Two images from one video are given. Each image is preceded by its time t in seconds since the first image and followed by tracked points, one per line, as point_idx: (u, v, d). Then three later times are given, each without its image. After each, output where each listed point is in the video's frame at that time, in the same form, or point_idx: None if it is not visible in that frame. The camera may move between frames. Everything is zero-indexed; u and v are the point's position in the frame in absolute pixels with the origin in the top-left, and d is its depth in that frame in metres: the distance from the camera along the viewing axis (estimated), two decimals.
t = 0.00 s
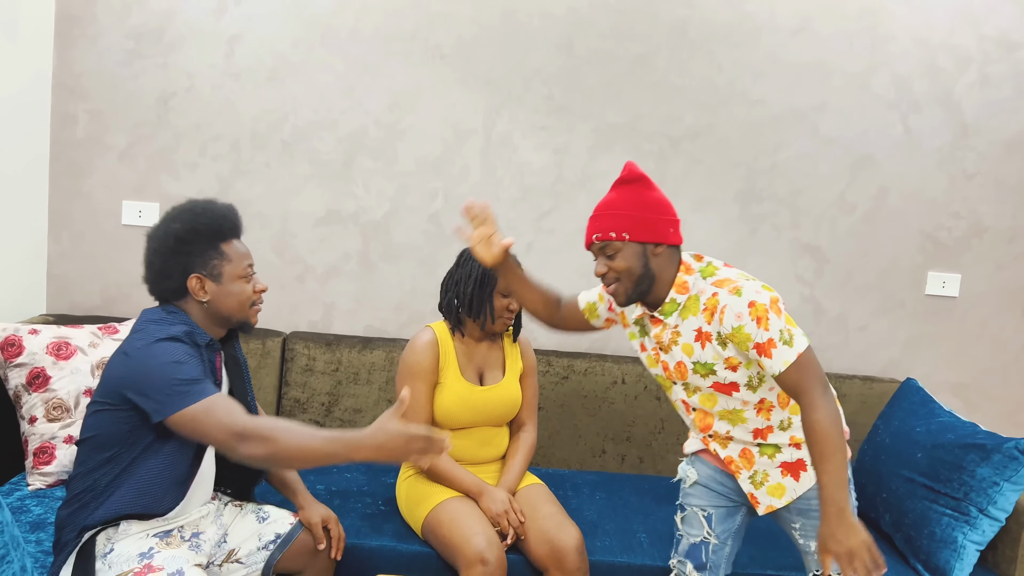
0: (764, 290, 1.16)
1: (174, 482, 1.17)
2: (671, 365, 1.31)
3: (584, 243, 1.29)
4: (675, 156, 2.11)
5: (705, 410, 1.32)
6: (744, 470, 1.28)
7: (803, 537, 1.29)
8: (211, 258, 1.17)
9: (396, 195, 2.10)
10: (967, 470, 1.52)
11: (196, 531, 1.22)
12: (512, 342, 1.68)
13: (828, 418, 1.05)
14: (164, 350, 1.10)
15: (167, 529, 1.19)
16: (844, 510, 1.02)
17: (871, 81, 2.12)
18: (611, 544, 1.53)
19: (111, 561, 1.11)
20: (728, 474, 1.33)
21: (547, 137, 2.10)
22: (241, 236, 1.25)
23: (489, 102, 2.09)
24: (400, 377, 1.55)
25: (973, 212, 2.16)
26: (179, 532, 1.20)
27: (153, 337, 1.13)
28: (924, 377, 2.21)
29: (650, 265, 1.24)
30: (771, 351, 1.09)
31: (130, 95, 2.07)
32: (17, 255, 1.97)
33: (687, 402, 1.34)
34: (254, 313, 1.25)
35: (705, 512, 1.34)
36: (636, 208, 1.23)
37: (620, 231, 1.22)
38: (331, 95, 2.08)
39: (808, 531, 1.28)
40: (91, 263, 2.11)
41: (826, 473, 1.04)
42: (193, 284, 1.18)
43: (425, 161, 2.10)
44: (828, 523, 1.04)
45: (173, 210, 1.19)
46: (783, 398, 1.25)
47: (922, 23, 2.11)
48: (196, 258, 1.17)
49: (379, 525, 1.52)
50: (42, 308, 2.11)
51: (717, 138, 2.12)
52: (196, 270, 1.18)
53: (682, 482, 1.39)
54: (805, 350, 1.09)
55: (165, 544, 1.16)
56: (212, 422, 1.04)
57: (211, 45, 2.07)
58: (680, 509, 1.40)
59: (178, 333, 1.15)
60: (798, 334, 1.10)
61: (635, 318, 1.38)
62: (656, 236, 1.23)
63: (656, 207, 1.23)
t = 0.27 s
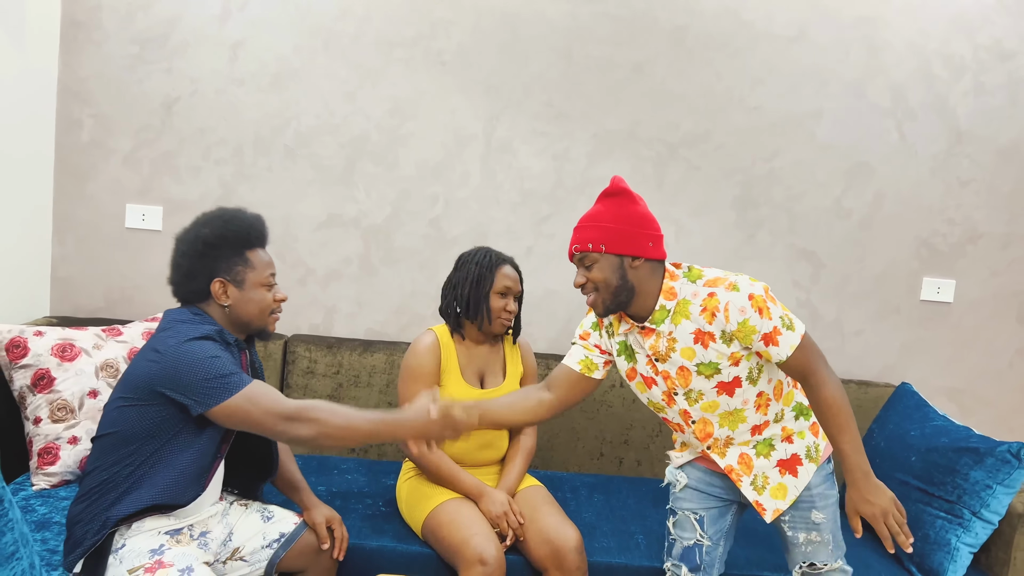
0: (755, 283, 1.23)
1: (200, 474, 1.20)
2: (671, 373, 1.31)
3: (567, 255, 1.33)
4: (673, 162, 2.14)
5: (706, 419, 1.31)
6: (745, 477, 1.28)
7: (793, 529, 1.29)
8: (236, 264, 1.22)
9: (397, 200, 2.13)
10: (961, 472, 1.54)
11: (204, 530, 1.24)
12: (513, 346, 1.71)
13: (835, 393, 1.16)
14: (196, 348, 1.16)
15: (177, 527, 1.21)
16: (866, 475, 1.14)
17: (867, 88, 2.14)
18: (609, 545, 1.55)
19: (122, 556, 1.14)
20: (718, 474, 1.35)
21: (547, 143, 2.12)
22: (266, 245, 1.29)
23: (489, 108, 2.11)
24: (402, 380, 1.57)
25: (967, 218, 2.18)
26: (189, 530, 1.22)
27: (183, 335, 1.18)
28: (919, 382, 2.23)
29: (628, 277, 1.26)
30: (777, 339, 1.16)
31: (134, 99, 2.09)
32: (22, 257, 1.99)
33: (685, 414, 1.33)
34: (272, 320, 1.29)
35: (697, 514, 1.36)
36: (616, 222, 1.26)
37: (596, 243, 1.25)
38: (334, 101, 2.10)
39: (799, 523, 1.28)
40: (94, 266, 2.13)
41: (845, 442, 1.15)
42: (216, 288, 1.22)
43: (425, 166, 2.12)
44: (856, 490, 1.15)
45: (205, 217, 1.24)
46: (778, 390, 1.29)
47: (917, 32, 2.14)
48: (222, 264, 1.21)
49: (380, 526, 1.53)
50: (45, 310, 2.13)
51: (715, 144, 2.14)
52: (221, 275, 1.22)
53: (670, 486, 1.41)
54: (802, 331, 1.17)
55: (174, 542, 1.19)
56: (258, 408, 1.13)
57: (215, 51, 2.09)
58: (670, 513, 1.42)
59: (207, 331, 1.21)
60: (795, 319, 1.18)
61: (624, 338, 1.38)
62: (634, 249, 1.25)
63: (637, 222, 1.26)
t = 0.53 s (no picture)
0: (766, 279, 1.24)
1: (200, 476, 1.21)
2: (676, 361, 1.30)
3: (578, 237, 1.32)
4: (671, 165, 2.16)
5: (706, 412, 1.31)
6: (739, 472, 1.29)
7: (783, 527, 1.29)
8: (239, 265, 1.23)
9: (397, 201, 2.14)
10: (955, 472, 1.55)
11: (204, 527, 1.25)
12: (512, 348, 1.73)
13: (831, 392, 1.19)
14: (201, 349, 1.17)
15: (178, 524, 1.22)
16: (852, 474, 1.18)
17: (863, 92, 2.16)
18: (606, 544, 1.56)
19: (123, 553, 1.15)
20: (712, 474, 1.35)
21: (546, 146, 2.14)
22: (271, 247, 1.31)
23: (489, 111, 2.13)
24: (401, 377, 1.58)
25: (962, 222, 2.20)
26: (189, 528, 1.23)
27: (189, 337, 1.19)
28: (915, 384, 2.24)
29: (639, 261, 1.26)
30: (784, 334, 1.18)
31: (136, 101, 2.11)
32: (24, 257, 2.00)
33: (685, 404, 1.33)
34: (276, 323, 1.31)
35: (692, 515, 1.35)
36: (628, 206, 1.26)
37: (609, 225, 1.25)
38: (334, 103, 2.12)
39: (790, 521, 1.29)
40: (96, 266, 2.14)
41: (833, 439, 1.19)
42: (219, 289, 1.24)
43: (425, 168, 2.14)
44: (836, 486, 1.20)
45: (211, 217, 1.26)
46: (776, 386, 1.30)
47: (912, 37, 2.16)
48: (225, 265, 1.23)
49: (379, 524, 1.55)
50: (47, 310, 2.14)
51: (713, 147, 2.16)
52: (224, 276, 1.23)
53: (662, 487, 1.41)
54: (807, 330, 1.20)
55: (175, 539, 1.20)
56: (263, 409, 1.15)
57: (217, 53, 2.11)
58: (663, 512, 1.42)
59: (213, 334, 1.22)
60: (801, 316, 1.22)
61: (628, 325, 1.38)
62: (646, 233, 1.25)
63: (650, 207, 1.26)
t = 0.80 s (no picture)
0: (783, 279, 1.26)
1: (204, 477, 1.23)
2: (688, 355, 1.34)
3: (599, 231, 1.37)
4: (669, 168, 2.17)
5: (714, 408, 1.35)
6: (741, 472, 1.31)
7: (779, 529, 1.31)
8: (238, 268, 1.24)
9: (397, 203, 2.15)
10: (950, 474, 1.56)
11: (205, 527, 1.26)
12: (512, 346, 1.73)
13: (830, 391, 1.20)
14: (210, 353, 1.19)
15: (179, 523, 1.23)
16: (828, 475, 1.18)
17: (860, 97, 2.18)
18: (603, 544, 1.57)
19: (124, 552, 1.16)
20: (717, 475, 1.37)
21: (545, 148, 2.15)
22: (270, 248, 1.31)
23: (488, 113, 2.14)
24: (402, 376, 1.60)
25: (958, 225, 2.22)
26: (190, 527, 1.24)
27: (195, 341, 1.21)
28: (911, 386, 2.26)
29: (654, 254, 1.29)
30: (797, 335, 1.20)
31: (137, 102, 2.12)
32: (25, 257, 2.01)
33: (693, 400, 1.36)
34: (276, 324, 1.31)
35: (695, 516, 1.37)
36: (644, 200, 1.28)
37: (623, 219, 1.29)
38: (335, 105, 2.13)
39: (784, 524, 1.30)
40: (97, 267, 2.15)
41: (823, 440, 1.18)
42: (217, 292, 1.25)
43: (425, 170, 2.15)
44: (815, 488, 1.20)
45: (208, 218, 1.26)
46: (784, 387, 1.33)
47: (909, 42, 2.18)
48: (224, 268, 1.24)
49: (378, 524, 1.55)
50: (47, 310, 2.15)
51: (710, 150, 2.17)
52: (222, 280, 1.25)
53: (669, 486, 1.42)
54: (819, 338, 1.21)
55: (176, 538, 1.21)
56: (281, 409, 1.19)
57: (218, 55, 2.12)
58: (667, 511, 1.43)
59: (219, 338, 1.24)
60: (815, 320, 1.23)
61: (642, 317, 1.41)
62: (661, 227, 1.28)
63: (665, 201, 1.28)
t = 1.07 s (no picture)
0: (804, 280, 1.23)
1: (209, 477, 1.24)
2: (708, 352, 1.31)
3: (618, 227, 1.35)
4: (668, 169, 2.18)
5: (734, 407, 1.31)
6: (758, 475, 1.29)
7: (785, 533, 1.29)
8: (249, 271, 1.25)
9: (397, 204, 2.16)
10: (948, 476, 1.57)
11: (207, 525, 1.27)
12: (512, 346, 1.73)
13: (856, 399, 1.18)
14: (221, 354, 1.19)
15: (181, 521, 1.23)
16: (885, 485, 1.18)
17: (859, 99, 2.19)
18: (602, 545, 1.58)
19: (127, 549, 1.17)
20: (736, 479, 1.34)
21: (545, 149, 2.16)
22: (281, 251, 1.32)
23: (488, 114, 2.15)
24: (402, 377, 1.60)
25: (956, 227, 2.22)
26: (191, 525, 1.24)
27: (207, 341, 1.21)
28: (909, 388, 2.26)
29: (672, 252, 1.27)
30: (813, 339, 1.18)
31: (138, 103, 2.12)
32: (25, 257, 2.02)
33: (713, 398, 1.33)
34: (284, 327, 1.32)
35: (712, 520, 1.35)
36: (663, 198, 1.27)
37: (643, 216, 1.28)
38: (335, 106, 2.14)
39: (792, 530, 1.28)
40: (97, 267, 2.15)
41: (869, 450, 1.18)
42: (228, 294, 1.25)
43: (425, 170, 2.16)
44: (878, 499, 1.19)
45: (220, 221, 1.27)
46: (805, 389, 1.29)
47: (907, 45, 2.18)
48: (235, 271, 1.24)
49: (378, 523, 1.56)
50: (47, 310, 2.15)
51: (710, 152, 2.18)
52: (234, 282, 1.25)
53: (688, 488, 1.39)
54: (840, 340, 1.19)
55: (178, 535, 1.21)
56: (293, 412, 1.20)
57: (219, 55, 2.12)
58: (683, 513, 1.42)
59: (230, 339, 1.23)
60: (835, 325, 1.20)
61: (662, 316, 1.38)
62: (679, 224, 1.26)
63: (684, 198, 1.26)
